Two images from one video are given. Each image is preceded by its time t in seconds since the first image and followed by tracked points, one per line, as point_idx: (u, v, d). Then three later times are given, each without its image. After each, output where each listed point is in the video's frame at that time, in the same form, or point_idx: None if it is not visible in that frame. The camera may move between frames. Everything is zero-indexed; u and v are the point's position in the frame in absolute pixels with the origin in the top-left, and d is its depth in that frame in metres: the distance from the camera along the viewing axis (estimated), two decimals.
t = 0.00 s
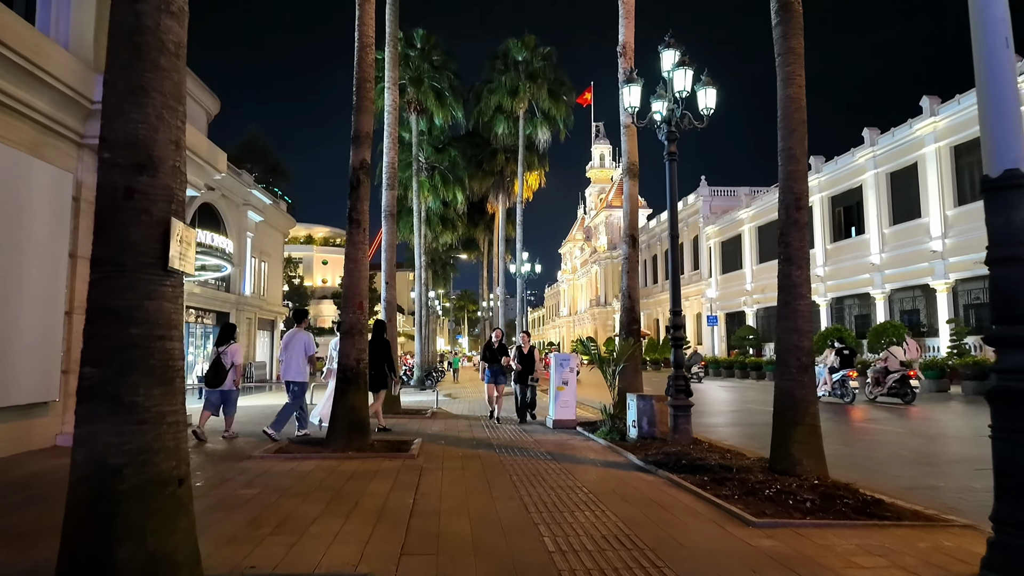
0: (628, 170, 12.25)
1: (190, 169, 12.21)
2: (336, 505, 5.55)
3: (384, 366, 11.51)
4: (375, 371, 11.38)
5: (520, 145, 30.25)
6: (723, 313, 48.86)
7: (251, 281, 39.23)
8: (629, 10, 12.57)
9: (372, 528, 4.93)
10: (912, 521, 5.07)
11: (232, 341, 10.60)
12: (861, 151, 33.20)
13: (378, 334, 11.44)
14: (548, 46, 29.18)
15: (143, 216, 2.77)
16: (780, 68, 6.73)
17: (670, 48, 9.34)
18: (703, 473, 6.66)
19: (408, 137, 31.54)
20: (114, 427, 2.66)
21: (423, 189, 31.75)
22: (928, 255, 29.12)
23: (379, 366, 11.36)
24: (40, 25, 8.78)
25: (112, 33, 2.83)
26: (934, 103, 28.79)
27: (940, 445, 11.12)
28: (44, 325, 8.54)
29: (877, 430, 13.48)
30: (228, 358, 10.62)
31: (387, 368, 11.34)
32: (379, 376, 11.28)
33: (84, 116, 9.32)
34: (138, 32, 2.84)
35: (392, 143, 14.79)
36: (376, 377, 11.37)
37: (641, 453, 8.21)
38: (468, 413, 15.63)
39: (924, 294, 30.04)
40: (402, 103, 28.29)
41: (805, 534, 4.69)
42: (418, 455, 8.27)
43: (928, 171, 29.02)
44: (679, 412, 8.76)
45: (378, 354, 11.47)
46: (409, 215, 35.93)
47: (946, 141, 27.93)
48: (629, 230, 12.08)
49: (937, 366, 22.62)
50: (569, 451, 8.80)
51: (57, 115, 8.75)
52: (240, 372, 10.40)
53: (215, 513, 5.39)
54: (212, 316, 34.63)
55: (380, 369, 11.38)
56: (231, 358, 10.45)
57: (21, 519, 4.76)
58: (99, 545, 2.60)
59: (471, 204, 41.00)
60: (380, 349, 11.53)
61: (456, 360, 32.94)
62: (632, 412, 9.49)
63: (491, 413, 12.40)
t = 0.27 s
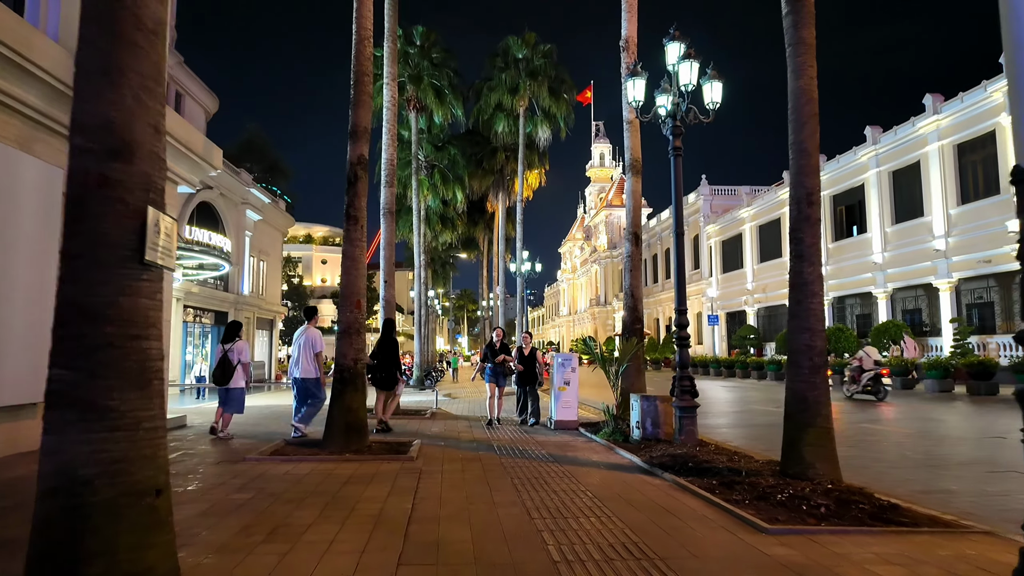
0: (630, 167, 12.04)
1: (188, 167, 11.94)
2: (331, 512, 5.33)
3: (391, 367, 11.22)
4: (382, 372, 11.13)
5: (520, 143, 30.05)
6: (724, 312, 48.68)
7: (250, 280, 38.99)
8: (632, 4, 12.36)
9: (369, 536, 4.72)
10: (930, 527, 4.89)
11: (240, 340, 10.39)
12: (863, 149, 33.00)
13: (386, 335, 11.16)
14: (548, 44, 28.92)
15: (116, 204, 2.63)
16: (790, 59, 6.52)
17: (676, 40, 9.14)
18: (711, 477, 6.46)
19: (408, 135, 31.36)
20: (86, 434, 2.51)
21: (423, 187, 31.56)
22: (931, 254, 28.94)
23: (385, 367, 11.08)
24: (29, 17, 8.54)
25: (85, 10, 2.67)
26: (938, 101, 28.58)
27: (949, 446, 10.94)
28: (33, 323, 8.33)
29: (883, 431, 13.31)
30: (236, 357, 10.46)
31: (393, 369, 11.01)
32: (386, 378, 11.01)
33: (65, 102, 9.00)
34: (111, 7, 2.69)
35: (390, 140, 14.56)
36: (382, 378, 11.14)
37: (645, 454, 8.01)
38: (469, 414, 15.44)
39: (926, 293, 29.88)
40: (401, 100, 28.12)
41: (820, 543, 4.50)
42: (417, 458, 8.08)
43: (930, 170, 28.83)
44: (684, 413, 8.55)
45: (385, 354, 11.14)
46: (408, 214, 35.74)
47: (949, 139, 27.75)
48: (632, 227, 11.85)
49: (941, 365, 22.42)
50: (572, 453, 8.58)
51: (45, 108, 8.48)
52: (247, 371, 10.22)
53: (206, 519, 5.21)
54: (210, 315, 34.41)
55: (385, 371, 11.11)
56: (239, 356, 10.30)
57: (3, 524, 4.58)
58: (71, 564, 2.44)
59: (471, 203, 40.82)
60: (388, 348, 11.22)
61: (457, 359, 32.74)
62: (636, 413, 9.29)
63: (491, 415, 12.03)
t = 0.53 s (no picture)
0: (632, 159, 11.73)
1: (183, 160, 11.63)
2: (320, 516, 5.04)
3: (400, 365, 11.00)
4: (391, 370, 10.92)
5: (519, 138, 29.75)
6: (723, 311, 48.42)
7: (246, 278, 38.66)
8: None
9: (360, 542, 4.43)
10: (953, 532, 4.61)
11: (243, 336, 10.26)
12: (864, 146, 32.74)
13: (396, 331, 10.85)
14: (547, 38, 28.58)
15: (66, 172, 2.52)
16: (801, 41, 6.25)
17: (680, 26, 8.86)
18: (719, 477, 6.19)
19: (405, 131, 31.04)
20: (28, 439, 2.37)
21: (421, 184, 31.24)
22: (933, 251, 28.70)
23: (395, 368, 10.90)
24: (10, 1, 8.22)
25: None
26: (940, 97, 28.32)
27: (960, 446, 10.67)
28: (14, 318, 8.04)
29: (890, 430, 13.04)
30: (241, 354, 10.31)
31: (401, 368, 10.79)
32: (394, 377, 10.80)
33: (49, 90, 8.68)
34: None
35: (387, 132, 14.25)
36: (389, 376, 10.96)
37: (649, 454, 7.73)
38: (467, 412, 15.16)
39: (927, 291, 29.66)
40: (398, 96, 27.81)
41: (836, 550, 4.25)
42: (413, 457, 7.80)
43: (932, 166, 28.59)
44: (689, 412, 8.27)
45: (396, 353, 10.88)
46: (405, 211, 35.42)
47: (951, 135, 27.50)
48: (633, 221, 11.54)
49: (944, 363, 22.20)
50: (573, 453, 8.29)
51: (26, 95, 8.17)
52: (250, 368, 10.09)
53: (187, 523, 4.95)
54: (207, 313, 34.11)
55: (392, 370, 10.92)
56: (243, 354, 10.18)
57: None
58: None
59: (469, 200, 40.52)
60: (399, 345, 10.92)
61: (454, 357, 32.37)
62: (639, 411, 9.02)
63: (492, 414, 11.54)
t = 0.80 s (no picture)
0: (634, 155, 11.43)
1: (173, 156, 11.27)
2: (307, 529, 4.76)
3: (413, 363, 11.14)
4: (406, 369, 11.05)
5: (518, 136, 29.46)
6: (724, 310, 48.14)
7: (243, 277, 38.30)
8: None
9: (348, 558, 4.14)
10: (982, 546, 4.32)
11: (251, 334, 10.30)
12: (866, 143, 32.47)
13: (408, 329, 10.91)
14: (547, 35, 28.26)
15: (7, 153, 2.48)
16: (815, 28, 5.95)
17: (685, 15, 8.57)
18: (729, 486, 5.91)
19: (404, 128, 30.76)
20: None
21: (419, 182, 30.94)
22: (936, 250, 28.44)
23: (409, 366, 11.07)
24: None
25: None
26: (943, 94, 28.05)
27: (971, 449, 10.39)
28: None
29: (897, 432, 12.77)
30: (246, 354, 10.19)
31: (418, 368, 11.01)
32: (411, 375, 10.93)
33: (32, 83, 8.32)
34: None
35: (384, 127, 13.94)
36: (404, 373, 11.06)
37: (654, 459, 7.44)
38: (465, 413, 14.87)
39: (930, 290, 29.40)
40: (397, 93, 27.51)
41: (859, 567, 3.97)
42: (408, 463, 7.49)
43: (935, 164, 28.32)
44: (694, 415, 7.97)
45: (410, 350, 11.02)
46: (403, 210, 35.11)
47: (955, 133, 27.24)
48: (635, 218, 11.24)
49: (949, 363, 21.93)
50: (574, 458, 7.97)
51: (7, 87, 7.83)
52: (260, 369, 10.04)
53: (166, 536, 4.66)
54: (204, 312, 33.82)
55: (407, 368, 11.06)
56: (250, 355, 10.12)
57: None
58: None
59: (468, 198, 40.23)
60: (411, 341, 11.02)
61: (452, 357, 32.04)
62: (642, 414, 8.75)
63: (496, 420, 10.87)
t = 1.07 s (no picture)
0: (636, 151, 11.20)
1: (166, 153, 11.02)
2: (296, 538, 4.53)
3: (420, 363, 10.99)
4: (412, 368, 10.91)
5: (518, 135, 29.25)
6: (725, 310, 47.91)
7: (242, 277, 38.08)
8: None
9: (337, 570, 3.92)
10: (1007, 556, 4.10)
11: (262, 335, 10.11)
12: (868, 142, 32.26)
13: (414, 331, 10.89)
14: (547, 32, 28.02)
15: None
16: (827, 16, 5.73)
17: (690, 7, 8.35)
18: (738, 491, 5.68)
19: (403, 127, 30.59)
20: None
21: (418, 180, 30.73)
22: (939, 249, 28.23)
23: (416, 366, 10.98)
24: None
25: None
26: (946, 92, 27.84)
27: (981, 451, 10.18)
28: None
29: (904, 434, 12.55)
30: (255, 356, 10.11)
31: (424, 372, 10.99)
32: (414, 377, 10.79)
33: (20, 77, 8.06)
34: None
35: (381, 124, 13.72)
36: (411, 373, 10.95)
37: (660, 462, 7.21)
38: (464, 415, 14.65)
39: (933, 289, 29.22)
40: (395, 91, 27.31)
41: None
42: (405, 467, 7.28)
43: (938, 163, 28.12)
44: (699, 417, 7.74)
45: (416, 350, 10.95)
46: (403, 209, 34.89)
47: (957, 131, 27.05)
48: (637, 216, 11.01)
49: (953, 363, 21.71)
50: (576, 462, 7.75)
51: None
52: (268, 372, 9.92)
53: (148, 546, 4.44)
54: (202, 312, 33.60)
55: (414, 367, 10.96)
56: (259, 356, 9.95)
57: None
58: None
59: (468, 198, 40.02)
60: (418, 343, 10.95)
61: (452, 358, 31.79)
62: (645, 415, 8.52)
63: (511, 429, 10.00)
